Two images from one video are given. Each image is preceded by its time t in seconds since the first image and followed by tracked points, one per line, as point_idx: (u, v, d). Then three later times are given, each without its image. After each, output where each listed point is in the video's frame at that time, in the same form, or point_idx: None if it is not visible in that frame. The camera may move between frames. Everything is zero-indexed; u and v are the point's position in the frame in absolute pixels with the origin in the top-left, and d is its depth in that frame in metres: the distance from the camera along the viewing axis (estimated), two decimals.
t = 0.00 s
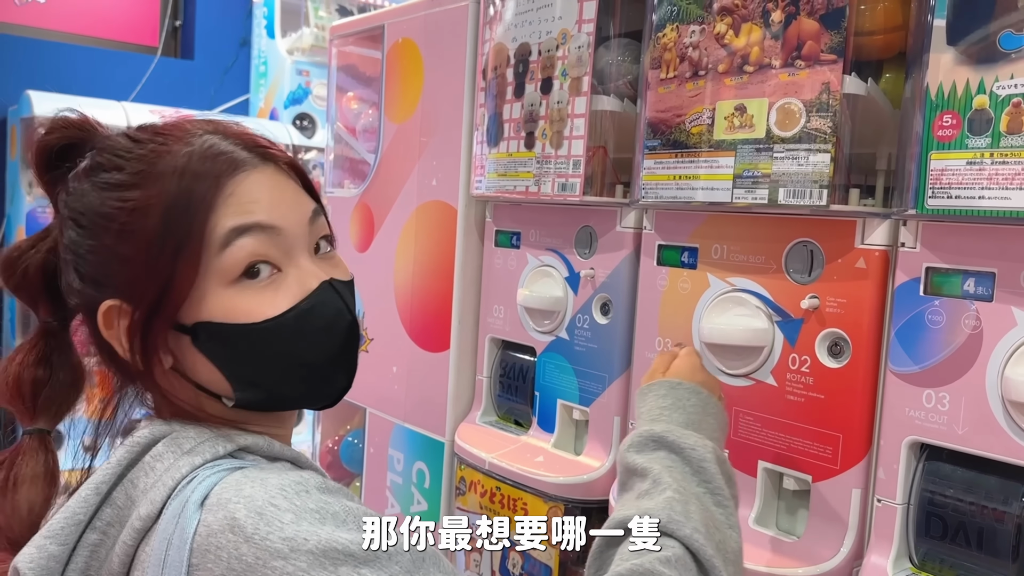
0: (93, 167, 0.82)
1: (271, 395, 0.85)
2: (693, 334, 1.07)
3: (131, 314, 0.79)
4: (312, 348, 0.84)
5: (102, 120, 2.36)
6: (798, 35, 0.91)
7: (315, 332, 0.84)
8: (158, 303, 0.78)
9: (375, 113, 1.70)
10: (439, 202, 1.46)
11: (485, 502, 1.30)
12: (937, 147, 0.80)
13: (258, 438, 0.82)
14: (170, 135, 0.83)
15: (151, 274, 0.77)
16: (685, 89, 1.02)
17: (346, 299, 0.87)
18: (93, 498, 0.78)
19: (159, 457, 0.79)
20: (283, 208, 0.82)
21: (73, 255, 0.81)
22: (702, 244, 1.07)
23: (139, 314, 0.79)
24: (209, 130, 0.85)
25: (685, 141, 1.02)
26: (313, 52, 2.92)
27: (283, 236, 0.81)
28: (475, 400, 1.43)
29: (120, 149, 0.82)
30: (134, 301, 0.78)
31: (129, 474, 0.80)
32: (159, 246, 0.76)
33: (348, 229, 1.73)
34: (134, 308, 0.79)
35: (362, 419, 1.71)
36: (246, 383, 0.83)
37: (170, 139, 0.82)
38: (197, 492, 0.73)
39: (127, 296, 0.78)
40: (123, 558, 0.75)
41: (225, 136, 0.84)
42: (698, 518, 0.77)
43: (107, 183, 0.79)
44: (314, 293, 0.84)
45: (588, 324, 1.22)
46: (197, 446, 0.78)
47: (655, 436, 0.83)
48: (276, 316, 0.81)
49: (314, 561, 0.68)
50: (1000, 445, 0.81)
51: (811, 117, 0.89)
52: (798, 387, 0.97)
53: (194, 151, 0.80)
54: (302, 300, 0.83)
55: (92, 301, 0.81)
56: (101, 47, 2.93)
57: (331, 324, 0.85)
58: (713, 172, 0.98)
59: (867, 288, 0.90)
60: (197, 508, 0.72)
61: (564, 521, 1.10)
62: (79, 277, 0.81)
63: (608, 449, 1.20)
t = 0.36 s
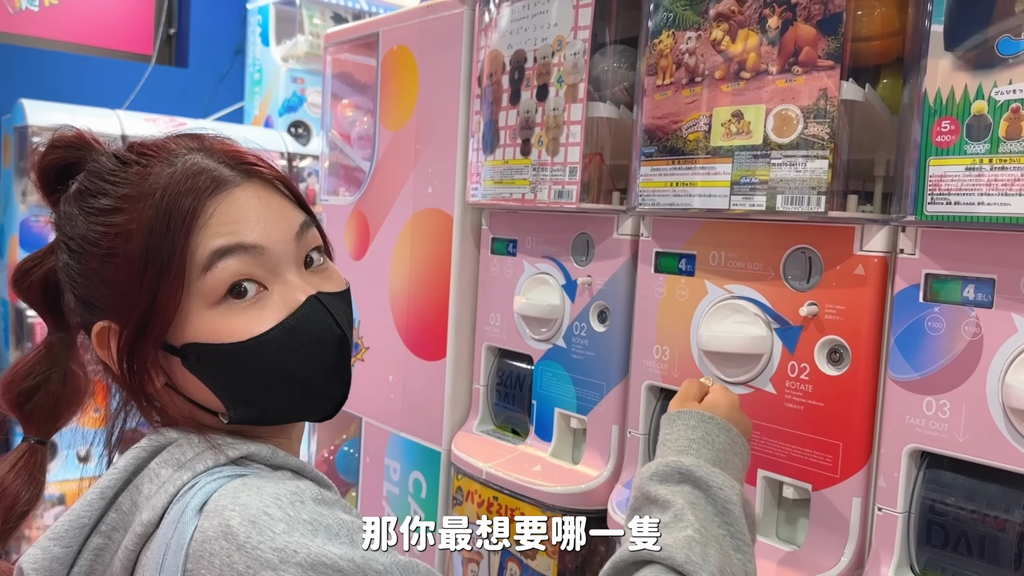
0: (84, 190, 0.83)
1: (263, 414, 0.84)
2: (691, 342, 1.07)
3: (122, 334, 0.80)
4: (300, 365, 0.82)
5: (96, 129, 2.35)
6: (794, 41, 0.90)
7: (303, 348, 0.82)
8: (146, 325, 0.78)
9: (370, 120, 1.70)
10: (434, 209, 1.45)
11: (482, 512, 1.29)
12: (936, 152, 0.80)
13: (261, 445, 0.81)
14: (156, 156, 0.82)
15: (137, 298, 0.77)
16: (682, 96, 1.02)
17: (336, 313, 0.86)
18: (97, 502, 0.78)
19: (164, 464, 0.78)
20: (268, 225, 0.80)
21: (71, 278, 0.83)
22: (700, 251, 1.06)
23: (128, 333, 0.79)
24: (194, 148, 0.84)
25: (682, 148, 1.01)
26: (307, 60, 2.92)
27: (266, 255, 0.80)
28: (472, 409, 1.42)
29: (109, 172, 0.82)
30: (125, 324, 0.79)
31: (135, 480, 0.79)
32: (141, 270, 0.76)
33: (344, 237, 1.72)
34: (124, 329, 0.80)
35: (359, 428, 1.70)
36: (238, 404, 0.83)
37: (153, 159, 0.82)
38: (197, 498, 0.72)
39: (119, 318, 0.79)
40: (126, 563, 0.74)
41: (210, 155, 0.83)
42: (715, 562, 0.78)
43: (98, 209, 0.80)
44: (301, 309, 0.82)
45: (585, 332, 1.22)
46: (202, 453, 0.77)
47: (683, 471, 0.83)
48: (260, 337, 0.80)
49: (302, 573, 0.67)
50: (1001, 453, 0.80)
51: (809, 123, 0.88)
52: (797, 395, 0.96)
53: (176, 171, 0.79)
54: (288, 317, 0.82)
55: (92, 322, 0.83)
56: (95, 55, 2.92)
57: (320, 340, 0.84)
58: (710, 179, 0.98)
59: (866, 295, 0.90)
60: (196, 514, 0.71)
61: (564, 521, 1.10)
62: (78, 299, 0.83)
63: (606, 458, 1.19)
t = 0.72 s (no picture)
0: (89, 203, 0.81)
1: (282, 423, 0.85)
2: (682, 353, 1.07)
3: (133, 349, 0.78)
4: (314, 372, 0.84)
5: (87, 138, 2.34)
6: (783, 53, 0.90)
7: (317, 355, 0.85)
8: (163, 341, 0.77)
9: (361, 130, 1.70)
10: (426, 219, 1.45)
11: (474, 524, 1.28)
12: (924, 164, 0.80)
13: (261, 462, 0.81)
14: (165, 169, 0.81)
15: (153, 314, 0.76)
16: (672, 107, 1.02)
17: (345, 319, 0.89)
18: (95, 520, 0.77)
19: (163, 480, 0.78)
20: (286, 241, 0.82)
21: (69, 293, 0.80)
22: (690, 261, 1.06)
23: (141, 348, 0.78)
24: (202, 162, 0.83)
25: (672, 159, 1.01)
26: (299, 68, 2.91)
27: (288, 270, 0.81)
28: (464, 420, 1.42)
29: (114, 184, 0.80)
30: (138, 340, 0.78)
31: (134, 498, 0.79)
32: (163, 289, 0.75)
33: (335, 247, 1.72)
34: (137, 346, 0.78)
35: (350, 439, 1.69)
36: (255, 414, 0.83)
37: (165, 172, 0.80)
38: (198, 516, 0.71)
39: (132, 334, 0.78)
40: None
41: (221, 170, 0.83)
42: None
43: (106, 222, 0.78)
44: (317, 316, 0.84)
45: (576, 343, 1.21)
46: (201, 471, 0.77)
47: (704, 501, 0.82)
48: (282, 347, 0.82)
49: None
50: (991, 464, 0.80)
51: (798, 135, 0.89)
52: (788, 406, 0.96)
53: (193, 185, 0.78)
54: (302, 326, 0.83)
55: (92, 338, 0.81)
56: (86, 64, 2.91)
57: (333, 346, 0.87)
58: (700, 191, 0.98)
59: (856, 306, 0.90)
60: (197, 533, 0.70)
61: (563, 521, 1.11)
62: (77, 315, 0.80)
63: (598, 469, 1.19)
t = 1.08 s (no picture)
0: (110, 202, 0.74)
1: (312, 418, 0.88)
2: (674, 361, 1.06)
3: (175, 357, 0.75)
4: (341, 363, 0.89)
5: (77, 144, 2.33)
6: (772, 61, 0.90)
7: (338, 349, 0.89)
8: (213, 346, 0.75)
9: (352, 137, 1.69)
10: (417, 227, 1.44)
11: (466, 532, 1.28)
12: (915, 172, 0.80)
13: (266, 477, 0.81)
14: (194, 169, 0.78)
15: (215, 320, 0.74)
16: (662, 115, 1.02)
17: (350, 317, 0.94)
18: (97, 542, 0.75)
19: (166, 499, 0.76)
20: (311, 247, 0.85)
21: (87, 300, 0.73)
22: (681, 269, 1.06)
23: (185, 355, 0.75)
24: (221, 164, 0.81)
25: (663, 166, 1.01)
26: (290, 75, 2.89)
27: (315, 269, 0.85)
28: (455, 427, 1.41)
29: (140, 182, 0.75)
30: (183, 347, 0.74)
31: (135, 518, 0.77)
32: (225, 292, 0.74)
33: (325, 254, 1.71)
34: (189, 354, 0.75)
35: (341, 447, 1.68)
36: (294, 412, 0.85)
37: (195, 172, 0.77)
38: (211, 535, 0.70)
39: (179, 343, 0.74)
40: None
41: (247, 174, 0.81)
42: None
43: (145, 223, 0.73)
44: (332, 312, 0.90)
45: (568, 350, 1.21)
46: (207, 489, 0.75)
47: (725, 515, 0.84)
48: (317, 339, 0.86)
49: None
50: (983, 471, 0.80)
51: (788, 142, 0.89)
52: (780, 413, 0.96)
53: (235, 188, 0.77)
54: (324, 322, 0.89)
55: (114, 350, 0.75)
56: (75, 70, 2.90)
57: (349, 341, 0.91)
58: (690, 198, 0.97)
59: (847, 313, 0.90)
60: (212, 552, 0.69)
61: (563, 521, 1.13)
62: (95, 324, 0.74)
63: (590, 477, 1.19)
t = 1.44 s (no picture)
0: (88, 211, 0.73)
1: (304, 421, 0.88)
2: (667, 366, 1.06)
3: (167, 368, 0.73)
4: (331, 364, 0.89)
5: (65, 148, 2.32)
6: (766, 64, 0.90)
7: (327, 350, 0.89)
8: (206, 355, 0.74)
9: (342, 141, 1.68)
10: (408, 231, 1.43)
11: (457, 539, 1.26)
12: (909, 175, 0.79)
13: (258, 491, 0.81)
14: (172, 173, 0.76)
15: (206, 326, 0.73)
16: (655, 118, 1.01)
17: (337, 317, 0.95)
18: (84, 564, 0.73)
19: (155, 517, 0.74)
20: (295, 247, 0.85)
21: (70, 315, 0.71)
22: (675, 273, 1.05)
23: (175, 365, 0.73)
24: (198, 166, 0.79)
25: (656, 170, 1.00)
26: (281, 79, 2.90)
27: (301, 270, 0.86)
28: (447, 433, 1.40)
29: (118, 188, 0.73)
30: (173, 357, 0.73)
31: (122, 536, 0.75)
32: (215, 297, 0.73)
33: (316, 259, 1.70)
34: (180, 363, 0.73)
35: (332, 453, 1.67)
36: (288, 418, 0.85)
37: (174, 176, 0.76)
38: (209, 554, 0.69)
39: (170, 353, 0.73)
40: None
41: (226, 174, 0.80)
42: None
43: (127, 231, 0.71)
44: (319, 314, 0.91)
45: (561, 355, 1.20)
46: (198, 504, 0.74)
47: (713, 506, 0.83)
48: (307, 343, 0.86)
49: None
50: (979, 477, 0.79)
51: (782, 145, 0.88)
52: (774, 418, 0.95)
53: (217, 190, 0.76)
54: (312, 324, 0.89)
55: (101, 364, 0.73)
56: (64, 74, 2.88)
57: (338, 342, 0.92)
58: (684, 202, 0.97)
59: (841, 317, 0.89)
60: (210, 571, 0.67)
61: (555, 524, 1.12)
62: (80, 339, 0.72)
63: (583, 483, 1.18)
